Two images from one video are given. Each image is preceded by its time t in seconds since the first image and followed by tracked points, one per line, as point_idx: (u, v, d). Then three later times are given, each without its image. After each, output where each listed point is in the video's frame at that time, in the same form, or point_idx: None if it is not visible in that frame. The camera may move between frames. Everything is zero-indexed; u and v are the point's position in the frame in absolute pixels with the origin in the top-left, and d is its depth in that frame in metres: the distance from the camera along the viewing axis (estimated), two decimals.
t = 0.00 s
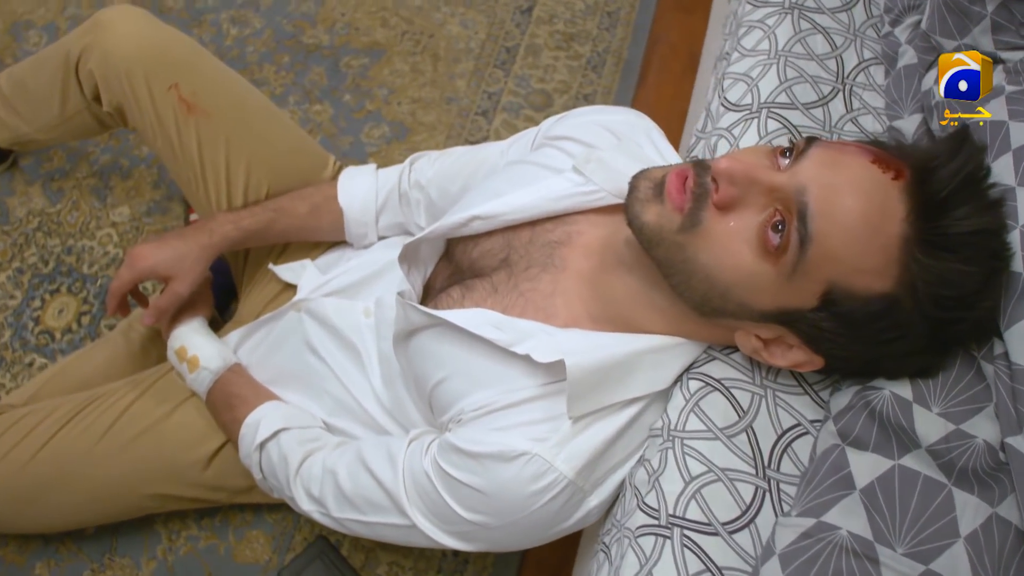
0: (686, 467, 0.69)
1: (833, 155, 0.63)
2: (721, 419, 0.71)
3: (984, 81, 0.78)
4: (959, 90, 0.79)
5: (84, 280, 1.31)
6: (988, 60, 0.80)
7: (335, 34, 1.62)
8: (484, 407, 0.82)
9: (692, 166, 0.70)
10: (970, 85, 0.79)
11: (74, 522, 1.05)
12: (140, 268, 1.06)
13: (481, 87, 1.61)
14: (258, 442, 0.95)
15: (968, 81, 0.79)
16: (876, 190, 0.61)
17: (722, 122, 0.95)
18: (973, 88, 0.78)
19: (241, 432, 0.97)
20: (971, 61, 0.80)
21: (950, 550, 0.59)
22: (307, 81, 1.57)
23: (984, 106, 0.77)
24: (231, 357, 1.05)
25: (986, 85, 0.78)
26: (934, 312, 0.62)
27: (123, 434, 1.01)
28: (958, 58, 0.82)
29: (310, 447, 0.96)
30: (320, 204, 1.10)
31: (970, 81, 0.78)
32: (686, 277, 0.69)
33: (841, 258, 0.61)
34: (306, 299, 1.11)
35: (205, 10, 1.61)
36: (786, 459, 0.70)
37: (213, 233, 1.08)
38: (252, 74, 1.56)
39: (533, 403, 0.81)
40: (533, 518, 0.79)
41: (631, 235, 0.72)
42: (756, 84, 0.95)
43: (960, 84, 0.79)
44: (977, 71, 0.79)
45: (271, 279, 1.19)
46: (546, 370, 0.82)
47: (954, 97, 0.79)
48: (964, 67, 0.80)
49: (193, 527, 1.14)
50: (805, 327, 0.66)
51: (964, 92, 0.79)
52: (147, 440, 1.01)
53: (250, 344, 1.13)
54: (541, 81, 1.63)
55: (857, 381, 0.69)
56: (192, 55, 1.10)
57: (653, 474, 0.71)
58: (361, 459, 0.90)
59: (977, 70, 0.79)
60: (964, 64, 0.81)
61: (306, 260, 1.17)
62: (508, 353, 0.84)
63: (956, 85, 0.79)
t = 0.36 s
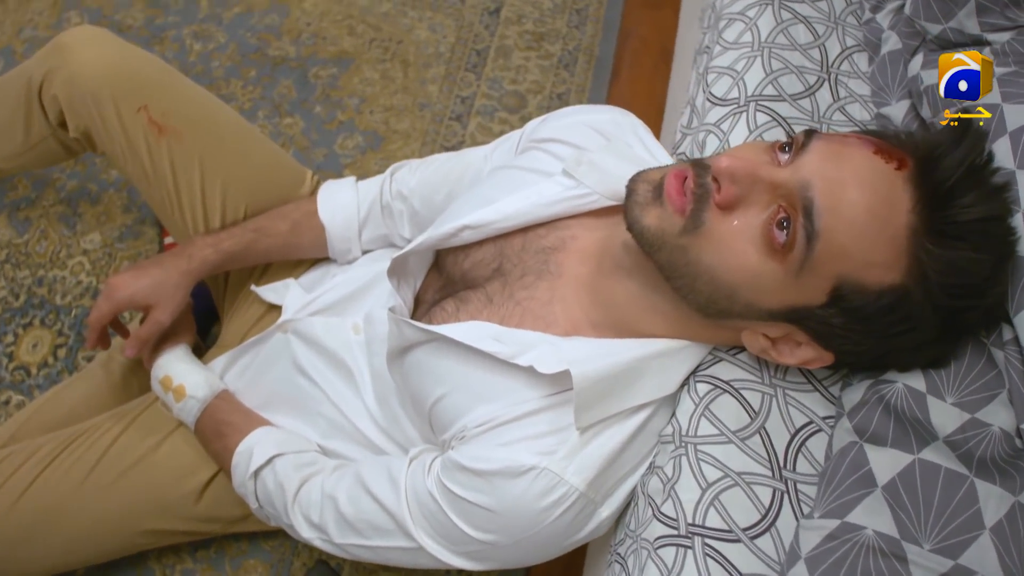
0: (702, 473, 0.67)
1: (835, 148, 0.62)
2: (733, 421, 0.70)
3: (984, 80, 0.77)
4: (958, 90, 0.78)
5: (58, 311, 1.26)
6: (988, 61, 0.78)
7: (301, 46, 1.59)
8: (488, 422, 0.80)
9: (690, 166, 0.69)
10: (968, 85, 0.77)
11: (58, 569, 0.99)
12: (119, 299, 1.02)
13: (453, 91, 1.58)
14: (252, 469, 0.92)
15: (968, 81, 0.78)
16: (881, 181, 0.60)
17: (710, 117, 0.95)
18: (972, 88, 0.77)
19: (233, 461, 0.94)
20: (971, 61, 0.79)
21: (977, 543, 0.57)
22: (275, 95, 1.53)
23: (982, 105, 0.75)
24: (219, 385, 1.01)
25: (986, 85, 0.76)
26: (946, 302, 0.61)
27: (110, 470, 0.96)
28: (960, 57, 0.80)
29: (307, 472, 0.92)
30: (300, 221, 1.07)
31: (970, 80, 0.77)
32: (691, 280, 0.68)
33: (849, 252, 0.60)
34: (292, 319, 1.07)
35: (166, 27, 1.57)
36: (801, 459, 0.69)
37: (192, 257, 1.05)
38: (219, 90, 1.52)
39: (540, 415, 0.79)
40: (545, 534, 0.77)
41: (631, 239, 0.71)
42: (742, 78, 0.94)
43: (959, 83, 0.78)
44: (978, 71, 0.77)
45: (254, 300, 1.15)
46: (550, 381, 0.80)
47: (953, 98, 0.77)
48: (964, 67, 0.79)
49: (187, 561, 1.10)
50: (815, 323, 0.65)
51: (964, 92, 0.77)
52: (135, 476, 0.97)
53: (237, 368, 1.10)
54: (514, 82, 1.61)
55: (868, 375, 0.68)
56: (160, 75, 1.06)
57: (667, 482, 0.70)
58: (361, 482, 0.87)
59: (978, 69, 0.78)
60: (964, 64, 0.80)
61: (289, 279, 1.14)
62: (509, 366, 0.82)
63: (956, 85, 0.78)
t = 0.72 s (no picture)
0: (718, 473, 0.66)
1: (831, 134, 0.61)
2: (745, 417, 0.69)
3: (985, 80, 0.73)
4: (958, 90, 0.73)
5: (28, 351, 1.21)
6: (988, 60, 0.74)
7: (260, 61, 1.55)
8: (492, 435, 0.78)
9: (684, 162, 0.68)
10: (969, 85, 0.73)
11: None
12: (95, 336, 0.99)
13: (419, 98, 1.56)
14: (247, 500, 0.88)
15: (968, 81, 0.73)
16: (880, 165, 0.59)
17: (691, 109, 0.94)
18: (973, 88, 0.73)
19: (225, 494, 0.90)
20: (971, 61, 0.75)
21: (1003, 523, 0.57)
22: (237, 113, 1.49)
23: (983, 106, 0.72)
24: (204, 416, 0.97)
25: (986, 85, 0.72)
26: (952, 282, 0.60)
27: (96, 514, 0.92)
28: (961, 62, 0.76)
29: (305, 498, 0.88)
30: (276, 242, 1.04)
31: (970, 80, 0.73)
32: (692, 276, 0.66)
33: (854, 238, 0.59)
34: (275, 343, 1.03)
35: (118, 49, 1.52)
36: (815, 450, 0.68)
37: (168, 287, 1.01)
38: (178, 111, 1.48)
39: (545, 424, 0.77)
40: (559, 546, 0.75)
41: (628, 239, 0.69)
42: (720, 68, 0.93)
43: (959, 83, 0.73)
44: (978, 71, 0.73)
45: (233, 326, 1.11)
46: (555, 389, 0.78)
47: (954, 96, 0.73)
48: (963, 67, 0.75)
49: None
50: (822, 312, 0.63)
51: (964, 92, 0.73)
52: (123, 518, 0.92)
53: (224, 397, 1.05)
54: (480, 85, 1.59)
55: (877, 360, 0.67)
56: (122, 100, 1.02)
57: (682, 484, 0.68)
58: (362, 506, 0.83)
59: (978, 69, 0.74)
60: (964, 64, 0.76)
61: (269, 301, 1.10)
62: (511, 375, 0.79)
63: (956, 84, 0.74)
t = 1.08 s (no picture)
0: (741, 466, 0.65)
1: (833, 119, 0.61)
2: (762, 409, 0.68)
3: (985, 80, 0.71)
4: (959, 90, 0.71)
5: (6, 392, 1.17)
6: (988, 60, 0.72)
7: (223, 78, 1.51)
8: (505, 445, 0.76)
9: (684, 156, 0.67)
10: (970, 84, 0.71)
11: None
12: (81, 373, 0.95)
13: (389, 106, 1.53)
14: (252, 529, 0.85)
15: (967, 81, 0.71)
16: (884, 147, 0.59)
17: (677, 100, 0.93)
18: (974, 88, 0.71)
19: (228, 523, 0.87)
20: (971, 61, 0.73)
21: None
22: (205, 132, 1.45)
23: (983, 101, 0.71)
24: (200, 446, 0.94)
25: (986, 85, 0.71)
26: (963, 259, 0.60)
27: (96, 554, 0.87)
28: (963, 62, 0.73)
29: (312, 521, 0.86)
30: (261, 263, 1.01)
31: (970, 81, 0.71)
32: (702, 271, 0.66)
33: (864, 222, 0.59)
34: (267, 365, 1.00)
35: (76, 75, 1.48)
36: (835, 436, 0.67)
37: (153, 318, 0.98)
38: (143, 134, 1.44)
39: (560, 430, 0.76)
40: (581, 553, 0.74)
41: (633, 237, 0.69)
42: (703, 57, 0.93)
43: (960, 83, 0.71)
44: (977, 71, 0.71)
45: (221, 351, 1.08)
46: (568, 393, 0.77)
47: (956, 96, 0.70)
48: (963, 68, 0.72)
49: None
50: (834, 298, 0.63)
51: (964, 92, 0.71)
52: (123, 557, 0.87)
53: (216, 428, 1.01)
54: (449, 89, 1.57)
55: (890, 342, 0.67)
56: (91, 125, 0.97)
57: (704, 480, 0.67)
58: (371, 526, 0.81)
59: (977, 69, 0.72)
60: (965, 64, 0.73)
61: (258, 323, 1.07)
62: (520, 382, 0.78)
63: (956, 83, 0.71)
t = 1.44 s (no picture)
0: (764, 453, 0.65)
1: (831, 101, 0.62)
2: (779, 394, 0.68)
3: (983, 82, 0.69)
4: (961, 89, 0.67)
5: None
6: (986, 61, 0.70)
7: (186, 102, 1.48)
8: (522, 452, 0.75)
9: (685, 148, 0.68)
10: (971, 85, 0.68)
11: None
12: (74, 416, 0.92)
13: (358, 119, 1.51)
14: (263, 558, 0.82)
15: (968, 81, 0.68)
16: (884, 125, 0.60)
17: (661, 93, 0.93)
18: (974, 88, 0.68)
19: (238, 555, 0.84)
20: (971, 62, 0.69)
21: None
22: (172, 158, 1.42)
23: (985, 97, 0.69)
24: (201, 478, 0.91)
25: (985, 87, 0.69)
26: (970, 231, 0.61)
27: None
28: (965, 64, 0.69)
29: (323, 545, 0.83)
30: (247, 286, 0.99)
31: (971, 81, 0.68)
32: (711, 261, 0.66)
33: (871, 200, 0.60)
34: (262, 391, 0.96)
35: (34, 109, 1.44)
36: (853, 416, 0.67)
37: (143, 352, 0.95)
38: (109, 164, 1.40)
39: (576, 432, 0.75)
40: (607, 554, 0.73)
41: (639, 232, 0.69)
42: (683, 49, 0.93)
43: (963, 83, 0.67)
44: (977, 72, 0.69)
45: (214, 380, 1.04)
46: (582, 393, 0.77)
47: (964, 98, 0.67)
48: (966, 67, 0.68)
49: None
50: (845, 278, 0.64)
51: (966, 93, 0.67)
52: None
53: (215, 457, 0.97)
54: (417, 98, 1.55)
55: (899, 317, 0.67)
56: (63, 158, 0.94)
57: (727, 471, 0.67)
58: (385, 545, 0.79)
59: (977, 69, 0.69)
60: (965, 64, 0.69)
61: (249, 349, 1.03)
62: (533, 387, 0.78)
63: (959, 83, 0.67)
